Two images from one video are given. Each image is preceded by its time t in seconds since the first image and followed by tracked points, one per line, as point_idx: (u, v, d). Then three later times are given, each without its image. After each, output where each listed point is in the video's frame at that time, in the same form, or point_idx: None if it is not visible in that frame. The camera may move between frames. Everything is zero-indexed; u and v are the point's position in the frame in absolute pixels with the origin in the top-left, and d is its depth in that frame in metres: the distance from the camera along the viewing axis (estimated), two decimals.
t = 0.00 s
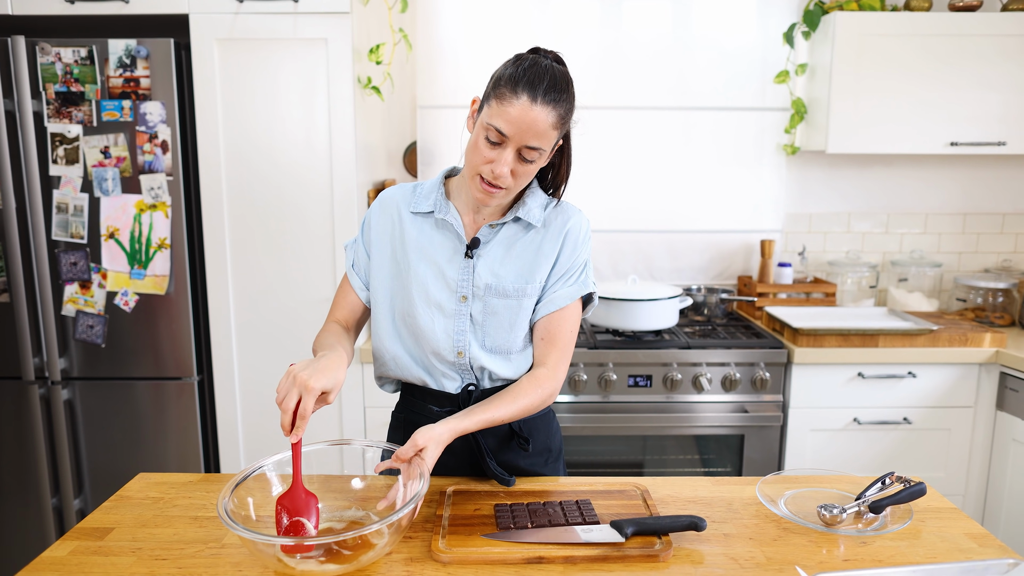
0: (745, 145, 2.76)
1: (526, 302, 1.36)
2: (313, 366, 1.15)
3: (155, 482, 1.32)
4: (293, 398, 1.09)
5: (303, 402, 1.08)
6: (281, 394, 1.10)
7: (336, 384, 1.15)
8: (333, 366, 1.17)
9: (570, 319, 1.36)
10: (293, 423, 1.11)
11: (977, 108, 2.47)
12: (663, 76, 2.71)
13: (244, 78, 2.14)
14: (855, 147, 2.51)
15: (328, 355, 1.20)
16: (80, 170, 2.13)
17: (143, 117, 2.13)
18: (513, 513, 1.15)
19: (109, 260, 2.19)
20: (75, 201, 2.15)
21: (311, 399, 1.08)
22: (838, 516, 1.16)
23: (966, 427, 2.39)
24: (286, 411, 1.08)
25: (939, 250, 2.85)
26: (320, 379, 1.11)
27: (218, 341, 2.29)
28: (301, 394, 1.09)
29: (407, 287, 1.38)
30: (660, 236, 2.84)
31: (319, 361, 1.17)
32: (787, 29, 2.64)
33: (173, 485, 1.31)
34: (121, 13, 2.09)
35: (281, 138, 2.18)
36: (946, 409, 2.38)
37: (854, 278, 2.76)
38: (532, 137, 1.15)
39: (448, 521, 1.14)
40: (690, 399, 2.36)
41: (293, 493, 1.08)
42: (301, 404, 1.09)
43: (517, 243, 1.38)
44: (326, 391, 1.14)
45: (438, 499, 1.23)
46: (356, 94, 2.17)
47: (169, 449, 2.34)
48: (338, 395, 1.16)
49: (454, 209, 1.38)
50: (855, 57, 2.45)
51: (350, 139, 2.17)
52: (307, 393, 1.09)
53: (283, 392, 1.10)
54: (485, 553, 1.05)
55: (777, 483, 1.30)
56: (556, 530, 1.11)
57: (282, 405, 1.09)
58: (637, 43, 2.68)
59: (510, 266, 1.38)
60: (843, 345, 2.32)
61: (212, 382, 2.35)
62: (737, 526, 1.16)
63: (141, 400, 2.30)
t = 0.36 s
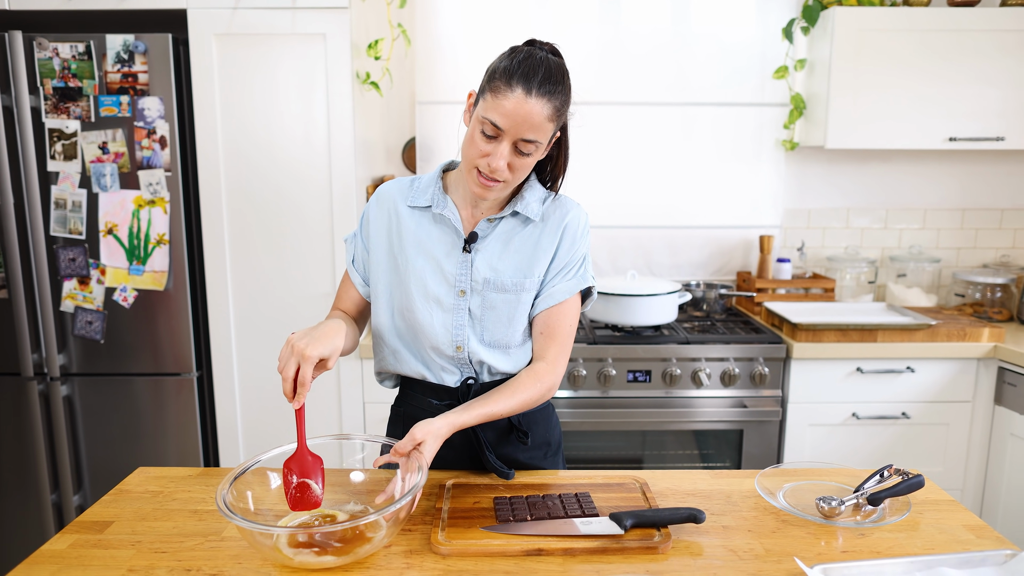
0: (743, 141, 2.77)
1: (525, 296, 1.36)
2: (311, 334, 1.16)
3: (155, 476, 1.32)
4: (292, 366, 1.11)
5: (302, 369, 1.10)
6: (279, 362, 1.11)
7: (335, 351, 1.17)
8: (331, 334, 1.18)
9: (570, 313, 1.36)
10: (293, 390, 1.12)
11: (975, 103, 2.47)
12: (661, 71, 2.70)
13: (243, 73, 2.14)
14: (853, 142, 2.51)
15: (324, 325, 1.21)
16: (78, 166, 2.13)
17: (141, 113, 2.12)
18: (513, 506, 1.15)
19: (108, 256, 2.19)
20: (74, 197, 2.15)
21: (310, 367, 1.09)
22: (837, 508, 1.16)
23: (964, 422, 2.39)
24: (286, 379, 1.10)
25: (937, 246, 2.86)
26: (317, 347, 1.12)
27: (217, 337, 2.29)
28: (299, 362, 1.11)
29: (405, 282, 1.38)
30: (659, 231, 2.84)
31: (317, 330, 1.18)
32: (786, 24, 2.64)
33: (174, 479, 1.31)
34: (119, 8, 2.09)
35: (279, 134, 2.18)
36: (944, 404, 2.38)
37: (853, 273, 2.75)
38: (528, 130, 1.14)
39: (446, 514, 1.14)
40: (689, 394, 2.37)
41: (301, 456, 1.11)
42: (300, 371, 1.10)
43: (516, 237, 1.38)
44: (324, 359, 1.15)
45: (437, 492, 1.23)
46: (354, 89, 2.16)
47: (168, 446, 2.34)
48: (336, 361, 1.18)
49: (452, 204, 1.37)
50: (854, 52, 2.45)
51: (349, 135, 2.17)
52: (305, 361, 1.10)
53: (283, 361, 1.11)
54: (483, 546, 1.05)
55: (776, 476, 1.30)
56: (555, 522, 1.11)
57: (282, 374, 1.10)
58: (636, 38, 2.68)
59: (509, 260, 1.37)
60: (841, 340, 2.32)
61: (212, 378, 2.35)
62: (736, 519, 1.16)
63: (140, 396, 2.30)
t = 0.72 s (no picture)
0: (742, 135, 2.76)
1: (523, 291, 1.36)
2: (306, 341, 1.16)
3: (153, 470, 1.32)
4: (287, 372, 1.11)
5: (296, 376, 1.10)
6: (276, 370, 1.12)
7: (330, 356, 1.16)
8: (326, 339, 1.18)
9: (568, 307, 1.36)
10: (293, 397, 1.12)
11: (972, 97, 2.47)
12: (660, 66, 2.70)
13: (240, 68, 2.14)
14: (852, 137, 2.51)
15: (320, 331, 1.22)
16: (76, 161, 2.13)
17: (138, 108, 2.12)
18: (512, 499, 1.15)
19: (106, 251, 2.19)
20: (71, 192, 2.15)
21: (304, 373, 1.09)
22: (835, 500, 1.16)
23: (962, 417, 2.39)
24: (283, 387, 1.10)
25: (936, 240, 2.86)
26: (311, 352, 1.12)
27: (215, 333, 2.29)
28: (294, 368, 1.11)
29: (403, 277, 1.38)
30: (657, 227, 2.84)
31: (312, 336, 1.19)
32: (784, 19, 2.64)
33: (172, 473, 1.31)
34: (116, 3, 2.09)
35: (277, 130, 2.18)
36: (943, 398, 2.38)
37: (851, 268, 2.75)
38: (513, 112, 1.14)
39: (444, 506, 1.15)
40: (687, 389, 2.37)
41: (301, 461, 1.10)
42: (295, 378, 1.10)
43: (513, 231, 1.38)
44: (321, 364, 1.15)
45: (435, 485, 1.24)
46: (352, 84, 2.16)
47: (166, 441, 2.34)
48: (333, 365, 1.17)
49: (450, 198, 1.37)
50: (852, 46, 2.44)
51: (347, 129, 2.17)
52: (299, 366, 1.10)
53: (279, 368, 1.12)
54: (482, 538, 1.05)
55: (774, 469, 1.30)
56: (554, 515, 1.11)
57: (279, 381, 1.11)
58: (634, 32, 2.67)
59: (506, 255, 1.37)
60: (840, 335, 2.33)
61: (210, 373, 2.35)
62: (734, 511, 1.16)
63: (138, 392, 2.30)
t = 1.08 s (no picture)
0: (741, 133, 2.77)
1: (521, 291, 1.36)
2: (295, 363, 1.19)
3: (154, 469, 1.32)
4: (273, 393, 1.13)
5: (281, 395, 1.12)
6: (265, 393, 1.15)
7: (318, 379, 1.18)
8: (314, 361, 1.20)
9: (568, 305, 1.35)
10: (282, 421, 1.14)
11: (971, 95, 2.48)
12: (659, 64, 2.70)
13: (240, 66, 2.13)
14: (850, 134, 2.51)
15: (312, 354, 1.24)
16: (75, 159, 2.13)
17: (138, 106, 2.12)
18: (513, 497, 1.16)
19: (105, 250, 2.19)
20: (71, 190, 2.14)
21: (288, 391, 1.12)
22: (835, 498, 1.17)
23: (961, 414, 2.40)
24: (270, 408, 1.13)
25: (935, 238, 2.86)
26: (297, 372, 1.15)
27: (215, 331, 2.29)
28: (280, 388, 1.13)
29: (401, 279, 1.39)
30: (657, 224, 2.84)
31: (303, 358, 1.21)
32: (783, 16, 2.64)
33: (173, 471, 1.31)
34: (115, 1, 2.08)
35: (276, 128, 2.17)
36: (941, 395, 2.39)
37: (850, 265, 2.76)
38: (507, 90, 1.17)
39: (445, 505, 1.15)
40: (687, 386, 2.37)
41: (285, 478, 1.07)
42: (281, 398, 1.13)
43: (512, 231, 1.38)
44: (310, 387, 1.17)
45: (436, 483, 1.24)
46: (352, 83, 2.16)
47: (166, 439, 2.34)
48: (323, 388, 1.18)
49: (448, 199, 1.38)
50: (851, 43, 2.44)
51: (346, 127, 2.17)
52: (285, 386, 1.13)
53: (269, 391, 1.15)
54: (484, 537, 1.05)
55: (774, 466, 1.31)
56: (555, 513, 1.11)
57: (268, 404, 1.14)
58: (634, 29, 2.67)
59: (505, 255, 1.37)
60: (840, 332, 2.33)
61: (211, 372, 2.35)
62: (735, 508, 1.17)
63: (139, 390, 2.30)
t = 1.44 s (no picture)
0: (741, 133, 2.77)
1: (524, 291, 1.37)
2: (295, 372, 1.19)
3: (157, 470, 1.33)
4: (271, 401, 1.13)
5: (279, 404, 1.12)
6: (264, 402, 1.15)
7: (318, 389, 1.18)
8: (314, 371, 1.20)
9: (571, 301, 1.36)
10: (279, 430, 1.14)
11: (971, 95, 2.48)
12: (659, 64, 2.71)
13: (242, 68, 2.14)
14: (850, 135, 2.52)
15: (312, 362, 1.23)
16: (77, 160, 2.13)
17: (140, 107, 2.12)
18: (516, 499, 1.17)
19: (107, 250, 2.19)
20: (73, 191, 2.15)
21: (285, 401, 1.12)
22: (835, 500, 1.17)
23: (960, 413, 2.41)
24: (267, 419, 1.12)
25: (934, 238, 2.87)
26: (297, 383, 1.15)
27: (217, 331, 2.30)
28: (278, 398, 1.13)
29: (403, 285, 1.39)
30: (657, 224, 2.85)
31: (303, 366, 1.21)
32: (783, 17, 2.65)
33: (177, 473, 1.32)
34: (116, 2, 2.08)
35: (277, 129, 2.18)
36: (940, 395, 2.40)
37: (849, 265, 2.77)
38: (499, 73, 1.22)
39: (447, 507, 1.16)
40: (687, 387, 2.38)
41: (288, 483, 1.08)
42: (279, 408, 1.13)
43: (512, 232, 1.38)
44: (308, 397, 1.17)
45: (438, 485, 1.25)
46: (353, 84, 2.16)
47: (167, 439, 2.34)
48: (322, 397, 1.18)
49: (446, 202, 1.38)
50: (851, 44, 2.45)
51: (347, 127, 2.17)
52: (283, 396, 1.13)
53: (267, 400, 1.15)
54: (487, 539, 1.06)
55: (774, 468, 1.31)
56: (557, 515, 1.12)
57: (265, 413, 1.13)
58: (634, 30, 2.67)
59: (505, 257, 1.37)
60: (839, 332, 2.34)
61: (212, 372, 2.36)
62: (736, 510, 1.17)
63: (140, 391, 2.31)
